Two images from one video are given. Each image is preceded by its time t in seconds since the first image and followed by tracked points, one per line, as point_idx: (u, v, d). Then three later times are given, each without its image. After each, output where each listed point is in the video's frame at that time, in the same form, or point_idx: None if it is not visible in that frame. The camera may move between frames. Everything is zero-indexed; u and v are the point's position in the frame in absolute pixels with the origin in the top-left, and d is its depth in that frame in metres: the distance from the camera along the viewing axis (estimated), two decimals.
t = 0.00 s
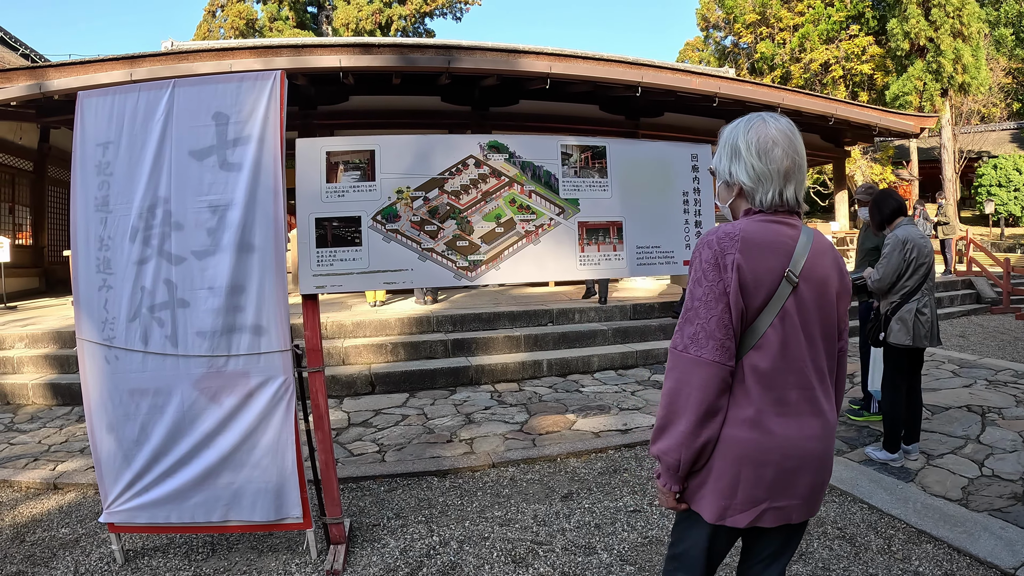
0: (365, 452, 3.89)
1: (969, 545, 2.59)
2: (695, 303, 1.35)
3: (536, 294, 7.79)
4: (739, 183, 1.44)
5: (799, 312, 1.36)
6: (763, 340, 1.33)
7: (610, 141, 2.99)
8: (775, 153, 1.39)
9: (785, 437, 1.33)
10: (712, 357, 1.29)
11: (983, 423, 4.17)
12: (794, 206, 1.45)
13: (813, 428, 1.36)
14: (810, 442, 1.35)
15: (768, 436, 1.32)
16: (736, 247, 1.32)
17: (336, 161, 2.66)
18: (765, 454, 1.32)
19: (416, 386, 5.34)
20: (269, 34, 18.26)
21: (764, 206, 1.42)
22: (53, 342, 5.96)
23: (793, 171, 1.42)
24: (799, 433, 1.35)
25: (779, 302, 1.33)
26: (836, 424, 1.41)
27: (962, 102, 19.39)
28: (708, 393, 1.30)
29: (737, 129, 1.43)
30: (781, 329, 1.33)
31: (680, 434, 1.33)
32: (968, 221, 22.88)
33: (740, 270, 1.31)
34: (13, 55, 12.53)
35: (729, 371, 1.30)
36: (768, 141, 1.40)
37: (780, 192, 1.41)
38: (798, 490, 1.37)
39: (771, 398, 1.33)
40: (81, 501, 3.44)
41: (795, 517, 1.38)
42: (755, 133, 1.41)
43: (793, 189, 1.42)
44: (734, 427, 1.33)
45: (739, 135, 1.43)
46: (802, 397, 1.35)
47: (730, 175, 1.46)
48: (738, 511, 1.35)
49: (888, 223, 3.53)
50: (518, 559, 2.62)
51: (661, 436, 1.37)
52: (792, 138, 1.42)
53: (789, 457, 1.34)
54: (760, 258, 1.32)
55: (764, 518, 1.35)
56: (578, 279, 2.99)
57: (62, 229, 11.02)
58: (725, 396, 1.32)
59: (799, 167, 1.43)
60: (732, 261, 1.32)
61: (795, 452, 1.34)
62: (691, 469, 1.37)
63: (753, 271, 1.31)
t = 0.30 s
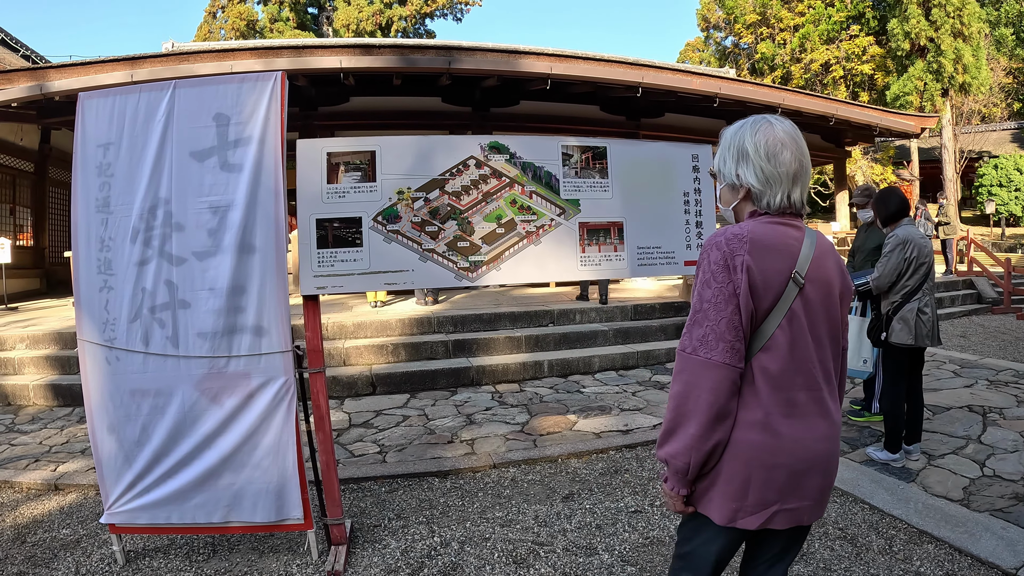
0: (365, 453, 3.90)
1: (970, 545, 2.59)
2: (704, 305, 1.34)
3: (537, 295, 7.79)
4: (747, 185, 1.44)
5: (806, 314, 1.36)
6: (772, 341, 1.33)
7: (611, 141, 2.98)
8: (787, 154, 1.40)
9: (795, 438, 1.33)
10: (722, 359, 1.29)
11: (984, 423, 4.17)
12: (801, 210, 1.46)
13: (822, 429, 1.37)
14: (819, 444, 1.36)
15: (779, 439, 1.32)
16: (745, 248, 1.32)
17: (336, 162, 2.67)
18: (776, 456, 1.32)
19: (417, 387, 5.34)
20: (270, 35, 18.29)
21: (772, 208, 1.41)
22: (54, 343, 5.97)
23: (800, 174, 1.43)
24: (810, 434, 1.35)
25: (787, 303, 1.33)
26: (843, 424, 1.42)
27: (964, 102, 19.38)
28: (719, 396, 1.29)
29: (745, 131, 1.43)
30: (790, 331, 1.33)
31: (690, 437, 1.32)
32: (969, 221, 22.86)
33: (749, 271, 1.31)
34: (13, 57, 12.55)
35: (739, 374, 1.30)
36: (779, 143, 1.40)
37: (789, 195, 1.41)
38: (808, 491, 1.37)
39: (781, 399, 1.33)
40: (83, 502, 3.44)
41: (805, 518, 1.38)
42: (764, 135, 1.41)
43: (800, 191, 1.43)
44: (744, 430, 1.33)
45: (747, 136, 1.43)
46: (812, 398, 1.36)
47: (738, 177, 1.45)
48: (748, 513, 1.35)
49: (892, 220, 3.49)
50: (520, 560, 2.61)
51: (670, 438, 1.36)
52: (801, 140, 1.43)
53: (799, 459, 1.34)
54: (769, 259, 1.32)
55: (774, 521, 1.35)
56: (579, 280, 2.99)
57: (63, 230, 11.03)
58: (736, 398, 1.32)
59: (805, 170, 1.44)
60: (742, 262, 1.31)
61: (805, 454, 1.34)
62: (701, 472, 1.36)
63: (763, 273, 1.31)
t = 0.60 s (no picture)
0: (366, 454, 3.89)
1: (970, 545, 2.59)
2: (706, 307, 1.33)
3: (538, 296, 7.79)
4: (748, 186, 1.43)
5: (808, 314, 1.36)
6: (774, 343, 1.33)
7: (611, 142, 2.97)
8: (788, 156, 1.40)
9: (799, 439, 1.33)
10: (725, 361, 1.28)
11: (985, 423, 4.17)
12: (800, 211, 1.47)
13: (825, 429, 1.37)
14: (822, 444, 1.36)
15: (783, 440, 1.32)
16: (746, 248, 1.32)
17: (336, 163, 2.67)
18: (780, 457, 1.33)
19: (418, 388, 5.34)
20: (271, 36, 18.31)
21: (772, 209, 1.41)
22: (55, 344, 5.97)
23: (799, 175, 1.44)
24: (814, 435, 1.35)
25: (788, 304, 1.33)
26: (846, 423, 1.43)
27: (964, 103, 19.38)
28: (723, 398, 1.29)
29: (745, 131, 1.43)
30: (791, 332, 1.34)
31: (694, 440, 1.31)
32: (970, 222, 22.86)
33: (750, 272, 1.31)
34: (14, 58, 12.56)
35: (742, 376, 1.30)
36: (780, 143, 1.40)
37: (789, 196, 1.42)
38: (811, 492, 1.37)
39: (784, 401, 1.33)
40: (84, 503, 3.44)
41: (809, 519, 1.39)
42: (764, 136, 1.41)
43: (799, 192, 1.44)
44: (748, 432, 1.32)
45: (747, 137, 1.43)
46: (816, 398, 1.36)
47: (738, 177, 1.45)
48: (754, 515, 1.34)
49: (900, 218, 3.48)
50: (520, 560, 2.61)
51: (673, 442, 1.35)
52: (799, 141, 1.44)
53: (803, 459, 1.34)
54: (771, 260, 1.32)
55: (779, 522, 1.36)
56: (580, 280, 2.99)
57: (64, 231, 11.04)
58: (739, 400, 1.31)
59: (804, 171, 1.44)
60: (744, 263, 1.31)
61: (809, 454, 1.34)
62: (705, 476, 1.35)
63: (764, 274, 1.31)
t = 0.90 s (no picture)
0: (366, 454, 3.89)
1: (972, 546, 2.59)
2: (699, 309, 1.33)
3: (539, 297, 7.79)
4: (734, 185, 1.44)
5: (802, 314, 1.36)
6: (769, 343, 1.32)
7: (611, 142, 2.96)
8: (774, 155, 1.40)
9: (795, 440, 1.33)
10: (720, 363, 1.28)
11: (986, 423, 4.16)
12: (789, 211, 1.46)
13: (822, 429, 1.38)
14: (818, 444, 1.36)
15: (780, 442, 1.32)
16: (738, 249, 1.32)
17: (337, 164, 2.67)
18: (777, 458, 1.32)
19: (419, 388, 5.35)
20: (272, 37, 18.35)
21: (760, 209, 1.41)
22: (56, 345, 5.98)
23: (788, 174, 1.43)
24: (811, 435, 1.36)
25: (783, 304, 1.33)
26: (841, 422, 1.43)
27: (965, 103, 19.39)
28: (719, 400, 1.28)
29: (732, 132, 1.43)
30: (786, 332, 1.33)
31: (690, 444, 1.30)
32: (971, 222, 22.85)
33: (743, 273, 1.30)
34: (14, 59, 12.59)
35: (737, 377, 1.29)
36: (766, 143, 1.40)
37: (776, 195, 1.41)
38: (809, 492, 1.37)
39: (779, 402, 1.33)
40: (85, 504, 3.45)
41: (806, 519, 1.39)
42: (751, 135, 1.41)
43: (788, 191, 1.43)
44: (744, 434, 1.32)
45: (734, 137, 1.43)
46: (811, 398, 1.37)
47: (725, 177, 1.46)
48: (752, 518, 1.34)
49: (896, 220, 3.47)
50: (522, 561, 2.61)
51: (669, 447, 1.34)
52: (789, 140, 1.43)
53: (800, 460, 1.34)
54: (763, 260, 1.32)
55: (777, 523, 1.35)
56: (580, 281, 2.98)
57: (65, 233, 11.06)
58: (734, 402, 1.31)
59: (793, 170, 1.43)
60: (736, 264, 1.31)
61: (806, 455, 1.34)
62: (701, 479, 1.35)
63: (757, 275, 1.31)
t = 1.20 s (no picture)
0: (368, 455, 3.90)
1: (973, 546, 2.59)
2: (671, 310, 1.33)
3: (540, 297, 7.79)
4: (710, 181, 1.44)
5: (780, 315, 1.36)
6: (745, 344, 1.32)
7: (611, 143, 2.95)
8: (751, 151, 1.38)
9: (772, 442, 1.33)
10: (693, 365, 1.28)
11: (987, 423, 4.16)
12: (769, 206, 1.44)
13: (800, 430, 1.37)
14: (796, 445, 1.35)
15: (756, 444, 1.32)
16: (712, 249, 1.31)
17: (338, 165, 2.67)
18: (753, 461, 1.32)
19: (419, 389, 5.35)
20: (272, 38, 18.39)
21: (736, 205, 1.41)
22: (57, 346, 5.98)
23: (765, 168, 1.41)
24: (790, 437, 1.35)
25: (759, 304, 1.32)
26: (823, 425, 1.42)
27: (965, 103, 19.39)
28: (692, 402, 1.28)
29: (707, 127, 1.43)
30: (762, 332, 1.33)
31: (664, 447, 1.31)
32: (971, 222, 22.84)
33: (717, 272, 1.30)
34: (14, 60, 12.60)
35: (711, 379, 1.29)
36: (743, 137, 1.39)
37: (752, 191, 1.40)
38: (787, 494, 1.37)
39: (755, 403, 1.33)
40: (86, 504, 3.45)
41: (785, 522, 1.38)
42: (725, 131, 1.41)
43: (766, 185, 1.41)
44: (719, 436, 1.32)
45: (710, 132, 1.42)
46: (790, 400, 1.36)
47: (702, 173, 1.46)
48: (728, 522, 1.33)
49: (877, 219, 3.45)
50: (522, 562, 2.61)
51: (644, 450, 1.34)
52: (768, 135, 1.41)
53: (777, 462, 1.33)
54: (737, 260, 1.31)
55: (754, 527, 1.35)
56: (581, 282, 2.98)
57: (66, 234, 11.07)
58: (709, 404, 1.31)
59: (772, 164, 1.41)
60: (709, 263, 1.30)
61: (783, 457, 1.34)
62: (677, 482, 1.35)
63: (731, 274, 1.30)
